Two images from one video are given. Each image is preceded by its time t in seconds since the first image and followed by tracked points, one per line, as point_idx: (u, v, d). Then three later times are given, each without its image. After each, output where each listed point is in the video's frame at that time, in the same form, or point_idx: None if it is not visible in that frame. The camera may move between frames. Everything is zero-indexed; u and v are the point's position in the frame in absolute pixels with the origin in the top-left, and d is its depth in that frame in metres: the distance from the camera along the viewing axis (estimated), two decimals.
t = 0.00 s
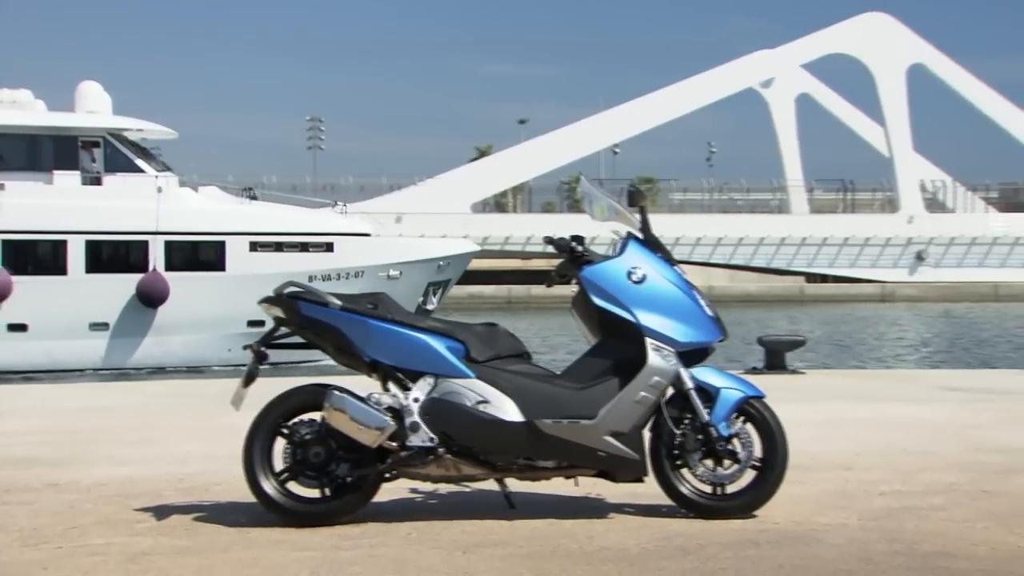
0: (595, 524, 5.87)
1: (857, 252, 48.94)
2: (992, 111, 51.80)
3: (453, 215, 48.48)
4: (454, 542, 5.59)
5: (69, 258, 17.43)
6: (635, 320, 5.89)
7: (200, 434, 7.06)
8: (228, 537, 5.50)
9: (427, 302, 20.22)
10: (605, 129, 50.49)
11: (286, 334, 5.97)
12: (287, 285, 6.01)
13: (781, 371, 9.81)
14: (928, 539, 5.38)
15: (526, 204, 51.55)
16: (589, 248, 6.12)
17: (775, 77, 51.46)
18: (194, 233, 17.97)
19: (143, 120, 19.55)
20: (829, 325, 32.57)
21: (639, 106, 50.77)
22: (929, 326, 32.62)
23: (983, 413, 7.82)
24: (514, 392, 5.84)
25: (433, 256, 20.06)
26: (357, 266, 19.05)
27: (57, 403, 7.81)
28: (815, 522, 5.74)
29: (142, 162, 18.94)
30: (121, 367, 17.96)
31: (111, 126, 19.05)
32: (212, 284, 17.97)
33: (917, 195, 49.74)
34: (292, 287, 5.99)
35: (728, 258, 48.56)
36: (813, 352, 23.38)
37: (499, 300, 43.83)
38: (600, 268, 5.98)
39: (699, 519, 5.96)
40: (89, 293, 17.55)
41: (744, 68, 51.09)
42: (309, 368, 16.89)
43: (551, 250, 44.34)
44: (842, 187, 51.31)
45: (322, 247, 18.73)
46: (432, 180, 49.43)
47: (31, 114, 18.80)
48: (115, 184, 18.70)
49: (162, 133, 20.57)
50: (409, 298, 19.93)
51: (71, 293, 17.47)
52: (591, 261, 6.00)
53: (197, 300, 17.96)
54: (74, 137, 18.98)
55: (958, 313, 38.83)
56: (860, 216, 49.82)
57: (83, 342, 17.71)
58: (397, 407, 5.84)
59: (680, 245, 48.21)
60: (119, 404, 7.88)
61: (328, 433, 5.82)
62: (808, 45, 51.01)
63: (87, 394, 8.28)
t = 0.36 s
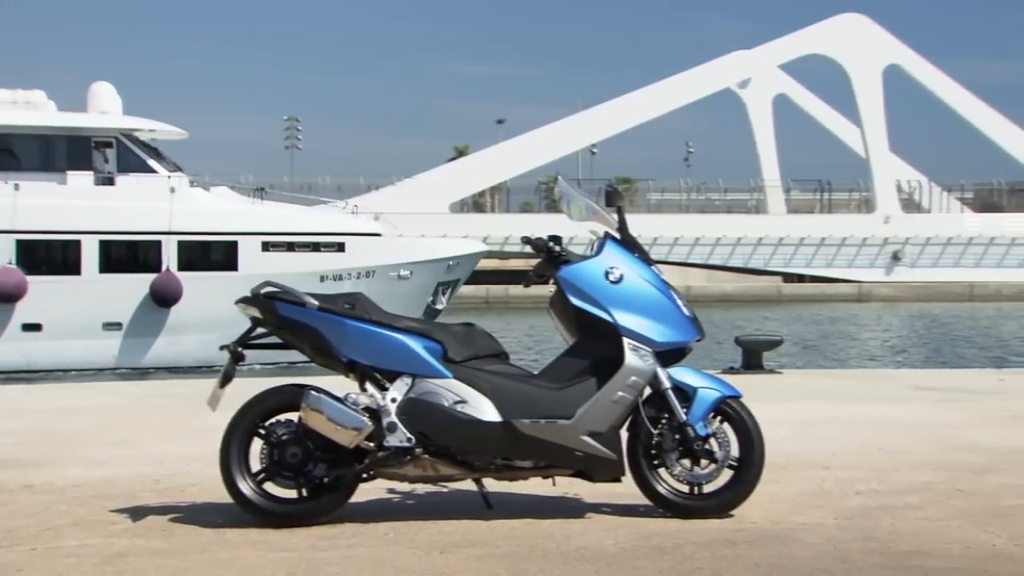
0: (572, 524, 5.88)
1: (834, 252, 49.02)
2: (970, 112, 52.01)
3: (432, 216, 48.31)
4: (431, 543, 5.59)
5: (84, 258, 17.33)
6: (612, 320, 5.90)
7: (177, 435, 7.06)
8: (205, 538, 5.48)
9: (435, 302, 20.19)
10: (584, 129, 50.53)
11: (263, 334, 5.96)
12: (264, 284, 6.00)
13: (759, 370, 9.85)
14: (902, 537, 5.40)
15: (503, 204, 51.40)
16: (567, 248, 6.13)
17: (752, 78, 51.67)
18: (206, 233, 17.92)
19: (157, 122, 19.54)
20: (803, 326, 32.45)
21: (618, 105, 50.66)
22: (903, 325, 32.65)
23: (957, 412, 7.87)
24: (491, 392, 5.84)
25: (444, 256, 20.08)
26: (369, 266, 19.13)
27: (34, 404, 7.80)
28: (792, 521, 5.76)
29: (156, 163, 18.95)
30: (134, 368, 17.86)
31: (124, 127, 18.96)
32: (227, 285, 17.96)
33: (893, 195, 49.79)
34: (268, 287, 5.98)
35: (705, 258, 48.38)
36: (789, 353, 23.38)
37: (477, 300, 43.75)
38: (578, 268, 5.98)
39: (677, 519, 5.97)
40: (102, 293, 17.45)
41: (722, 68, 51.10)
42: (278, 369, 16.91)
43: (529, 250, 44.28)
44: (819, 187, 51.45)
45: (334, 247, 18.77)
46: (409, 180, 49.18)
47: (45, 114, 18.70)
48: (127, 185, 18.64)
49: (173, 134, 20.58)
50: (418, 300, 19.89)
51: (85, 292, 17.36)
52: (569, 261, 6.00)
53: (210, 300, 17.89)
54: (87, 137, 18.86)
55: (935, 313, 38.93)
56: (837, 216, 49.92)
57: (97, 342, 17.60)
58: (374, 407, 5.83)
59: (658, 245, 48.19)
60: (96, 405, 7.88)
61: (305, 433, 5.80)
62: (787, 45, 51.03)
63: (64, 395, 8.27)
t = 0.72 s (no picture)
0: (552, 524, 5.88)
1: (814, 252, 49.37)
2: (949, 113, 52.24)
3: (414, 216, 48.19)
4: (412, 543, 5.58)
5: (100, 258, 17.33)
6: (593, 320, 5.90)
7: (157, 436, 7.03)
8: (184, 539, 5.45)
9: (448, 302, 19.99)
10: (565, 129, 50.59)
11: (241, 334, 5.94)
12: (244, 285, 5.98)
13: (738, 370, 9.88)
14: (881, 536, 5.43)
15: (484, 204, 51.27)
16: (548, 248, 6.13)
17: (732, 78, 51.84)
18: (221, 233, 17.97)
19: (171, 122, 19.42)
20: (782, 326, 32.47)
21: (600, 104, 50.66)
22: (880, 326, 32.64)
23: (935, 411, 7.91)
24: (472, 392, 5.84)
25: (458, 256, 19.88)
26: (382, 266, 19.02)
27: (14, 405, 7.76)
28: (771, 520, 5.77)
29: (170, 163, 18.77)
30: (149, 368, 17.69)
31: (139, 126, 18.85)
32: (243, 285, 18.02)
33: (872, 195, 49.89)
34: (248, 287, 5.95)
35: (686, 257, 48.44)
36: (770, 352, 23.39)
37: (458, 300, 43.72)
38: (558, 268, 5.98)
39: (657, 519, 5.98)
40: (118, 293, 17.35)
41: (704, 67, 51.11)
42: (256, 370, 16.86)
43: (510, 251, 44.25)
44: (799, 187, 51.60)
45: (348, 247, 18.72)
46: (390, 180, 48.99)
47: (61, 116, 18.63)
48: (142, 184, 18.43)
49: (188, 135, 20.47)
50: (432, 300, 19.66)
51: (100, 292, 17.28)
52: (549, 261, 6.01)
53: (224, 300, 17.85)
54: (103, 137, 18.74)
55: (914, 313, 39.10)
56: (816, 216, 50.06)
57: (113, 342, 17.44)
58: (354, 407, 5.82)
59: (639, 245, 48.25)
60: (77, 406, 7.85)
61: (285, 433, 5.79)
62: (767, 45, 51.08)
63: (45, 396, 8.23)
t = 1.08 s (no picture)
0: (536, 524, 5.88)
1: (797, 252, 49.60)
2: (932, 114, 52.43)
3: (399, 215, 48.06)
4: (395, 543, 5.56)
5: (120, 258, 17.29)
6: (577, 320, 5.90)
7: (140, 437, 7.00)
8: (166, 540, 5.42)
9: (465, 302, 19.84)
10: (551, 129, 50.66)
11: (225, 334, 5.92)
12: (227, 285, 5.95)
13: (722, 370, 9.90)
14: (863, 534, 5.45)
15: (469, 204, 51.16)
16: (532, 248, 6.12)
17: (716, 78, 51.95)
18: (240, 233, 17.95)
19: (188, 122, 19.35)
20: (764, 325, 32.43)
21: (585, 104, 50.67)
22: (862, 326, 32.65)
23: (918, 410, 7.95)
24: (456, 392, 5.83)
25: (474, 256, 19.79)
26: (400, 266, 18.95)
27: None
28: (754, 520, 5.78)
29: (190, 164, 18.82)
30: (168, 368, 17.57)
31: (156, 126, 18.76)
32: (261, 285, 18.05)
33: (854, 194, 49.97)
34: (231, 287, 5.93)
35: (670, 257, 48.53)
36: (753, 352, 23.40)
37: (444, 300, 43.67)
38: (542, 268, 5.98)
39: (641, 519, 5.99)
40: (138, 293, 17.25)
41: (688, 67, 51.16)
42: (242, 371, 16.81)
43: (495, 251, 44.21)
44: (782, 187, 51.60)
45: (366, 247, 18.63)
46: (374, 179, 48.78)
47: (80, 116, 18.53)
48: (161, 185, 18.44)
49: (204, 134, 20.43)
50: (449, 300, 19.57)
51: (119, 292, 17.20)
52: (534, 261, 6.00)
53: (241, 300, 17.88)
54: (121, 137, 18.65)
55: (896, 312, 39.25)
56: (800, 216, 50.15)
57: (133, 342, 17.30)
58: (337, 407, 5.80)
59: (623, 245, 48.30)
60: (60, 406, 7.82)
61: (268, 433, 5.77)
62: (751, 46, 51.16)
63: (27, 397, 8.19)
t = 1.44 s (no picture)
0: (523, 523, 5.88)
1: (785, 252, 49.74)
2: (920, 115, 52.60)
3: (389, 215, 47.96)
4: (383, 543, 5.56)
5: (143, 258, 17.30)
6: (565, 320, 5.90)
7: (127, 437, 6.98)
8: (152, 541, 5.41)
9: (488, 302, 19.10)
10: (540, 129, 50.71)
11: (211, 334, 5.91)
12: (213, 285, 5.93)
13: (710, 370, 9.91)
14: (851, 534, 5.46)
15: (458, 204, 51.11)
16: (519, 248, 6.12)
17: (705, 79, 52.08)
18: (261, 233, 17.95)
19: (209, 123, 19.35)
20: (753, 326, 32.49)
21: (574, 104, 50.70)
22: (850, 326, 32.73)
23: (906, 410, 7.97)
24: (443, 391, 5.82)
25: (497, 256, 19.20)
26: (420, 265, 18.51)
27: None
28: (741, 519, 5.79)
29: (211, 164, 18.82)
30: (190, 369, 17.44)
31: (179, 126, 18.74)
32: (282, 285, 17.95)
33: (842, 195, 49.99)
34: (217, 287, 5.91)
35: (658, 257, 48.61)
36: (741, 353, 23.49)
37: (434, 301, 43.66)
38: (530, 268, 5.97)
39: (629, 519, 5.99)
40: (160, 293, 17.23)
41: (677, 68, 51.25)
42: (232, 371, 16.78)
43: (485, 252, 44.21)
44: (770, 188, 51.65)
45: (386, 247, 18.55)
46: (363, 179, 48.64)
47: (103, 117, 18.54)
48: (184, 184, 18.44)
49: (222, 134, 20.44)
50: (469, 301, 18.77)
51: (144, 293, 17.19)
52: (522, 261, 5.99)
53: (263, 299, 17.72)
54: (145, 138, 18.63)
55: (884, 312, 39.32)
56: (788, 216, 50.24)
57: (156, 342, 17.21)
58: (325, 408, 5.79)
59: (611, 245, 48.35)
60: (47, 406, 7.79)
61: (255, 434, 5.76)
62: (739, 46, 51.25)
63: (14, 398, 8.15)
